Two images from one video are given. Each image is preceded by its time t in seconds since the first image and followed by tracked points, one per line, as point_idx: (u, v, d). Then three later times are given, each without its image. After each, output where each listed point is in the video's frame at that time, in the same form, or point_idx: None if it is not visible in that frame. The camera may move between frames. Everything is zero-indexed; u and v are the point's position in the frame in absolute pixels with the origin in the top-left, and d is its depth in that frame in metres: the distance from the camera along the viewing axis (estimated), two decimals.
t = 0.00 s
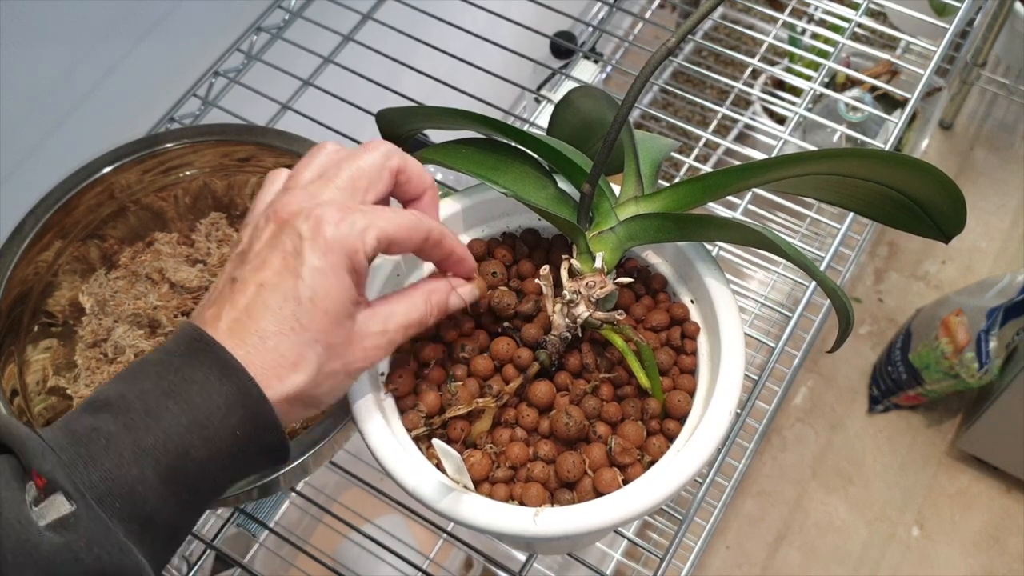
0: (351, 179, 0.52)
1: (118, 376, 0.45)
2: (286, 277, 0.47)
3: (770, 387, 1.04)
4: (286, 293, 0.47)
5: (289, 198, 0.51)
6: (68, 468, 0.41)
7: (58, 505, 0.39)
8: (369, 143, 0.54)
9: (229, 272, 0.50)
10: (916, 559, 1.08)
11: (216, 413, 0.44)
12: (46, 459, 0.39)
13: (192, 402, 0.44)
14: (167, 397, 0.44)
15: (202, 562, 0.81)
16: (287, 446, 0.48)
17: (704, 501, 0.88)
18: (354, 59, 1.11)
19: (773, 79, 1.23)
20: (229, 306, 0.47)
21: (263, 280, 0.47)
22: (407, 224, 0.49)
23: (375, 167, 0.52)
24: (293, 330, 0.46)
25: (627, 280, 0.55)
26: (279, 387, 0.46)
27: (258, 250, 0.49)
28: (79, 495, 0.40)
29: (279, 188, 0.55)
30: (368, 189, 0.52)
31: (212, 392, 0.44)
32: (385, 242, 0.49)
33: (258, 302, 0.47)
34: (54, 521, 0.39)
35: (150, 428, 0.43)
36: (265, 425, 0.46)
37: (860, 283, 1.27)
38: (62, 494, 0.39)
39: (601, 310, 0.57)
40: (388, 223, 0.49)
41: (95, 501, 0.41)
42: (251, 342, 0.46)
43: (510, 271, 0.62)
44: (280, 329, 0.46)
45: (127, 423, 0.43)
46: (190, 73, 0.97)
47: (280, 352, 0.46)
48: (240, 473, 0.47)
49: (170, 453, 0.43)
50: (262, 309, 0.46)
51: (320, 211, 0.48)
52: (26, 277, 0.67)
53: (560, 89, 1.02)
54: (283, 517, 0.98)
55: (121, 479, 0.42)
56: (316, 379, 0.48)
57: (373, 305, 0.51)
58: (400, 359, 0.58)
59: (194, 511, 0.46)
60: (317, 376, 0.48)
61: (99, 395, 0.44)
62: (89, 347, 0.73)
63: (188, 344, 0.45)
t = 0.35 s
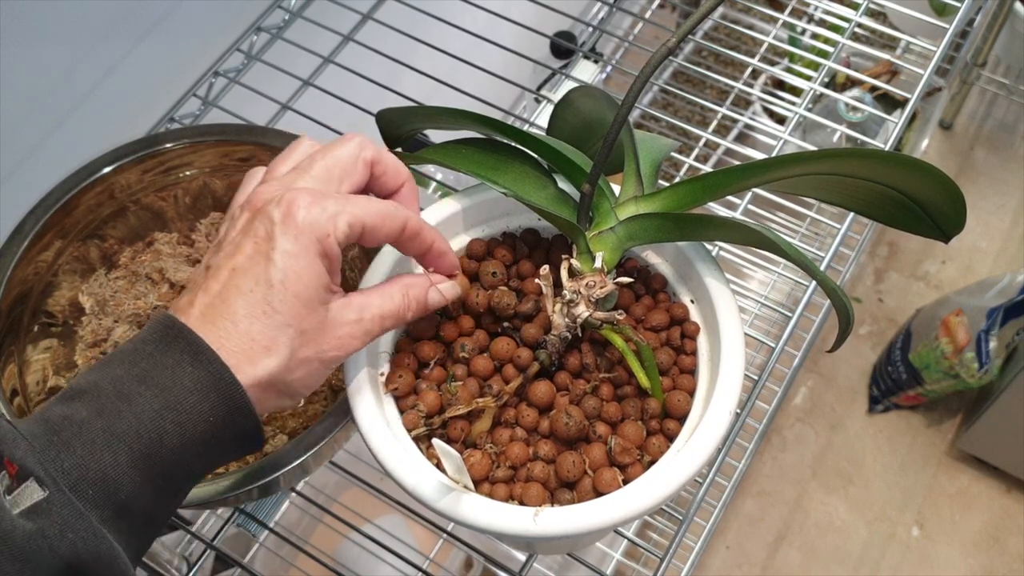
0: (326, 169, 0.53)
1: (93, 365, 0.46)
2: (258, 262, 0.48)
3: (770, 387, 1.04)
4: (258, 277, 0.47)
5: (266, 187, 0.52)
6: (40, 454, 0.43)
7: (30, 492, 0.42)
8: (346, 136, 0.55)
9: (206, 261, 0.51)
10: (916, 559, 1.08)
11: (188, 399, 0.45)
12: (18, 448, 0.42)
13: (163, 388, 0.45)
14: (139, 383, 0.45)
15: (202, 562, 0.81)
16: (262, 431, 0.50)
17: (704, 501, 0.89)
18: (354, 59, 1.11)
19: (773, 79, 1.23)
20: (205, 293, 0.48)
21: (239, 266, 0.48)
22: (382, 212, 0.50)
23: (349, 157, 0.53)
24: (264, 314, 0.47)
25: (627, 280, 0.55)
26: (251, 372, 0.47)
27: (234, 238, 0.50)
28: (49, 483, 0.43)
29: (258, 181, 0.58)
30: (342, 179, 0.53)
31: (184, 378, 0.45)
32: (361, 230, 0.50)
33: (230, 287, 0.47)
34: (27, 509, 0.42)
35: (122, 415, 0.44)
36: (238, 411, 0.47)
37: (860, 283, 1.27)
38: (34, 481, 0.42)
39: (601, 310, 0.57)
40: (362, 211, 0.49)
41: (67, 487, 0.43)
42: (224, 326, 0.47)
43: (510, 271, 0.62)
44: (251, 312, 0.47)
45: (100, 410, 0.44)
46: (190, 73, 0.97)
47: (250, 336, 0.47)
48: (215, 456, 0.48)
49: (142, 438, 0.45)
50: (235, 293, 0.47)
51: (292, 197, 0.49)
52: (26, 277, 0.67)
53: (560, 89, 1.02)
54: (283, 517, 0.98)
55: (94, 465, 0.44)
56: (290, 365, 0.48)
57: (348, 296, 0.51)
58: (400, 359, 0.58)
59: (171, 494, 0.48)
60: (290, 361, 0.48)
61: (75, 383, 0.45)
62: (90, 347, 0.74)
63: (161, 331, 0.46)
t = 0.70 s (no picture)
0: (367, 195, 0.52)
1: (124, 380, 0.46)
2: (296, 285, 0.47)
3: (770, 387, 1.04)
4: (295, 301, 0.47)
5: (305, 209, 0.52)
6: (70, 468, 0.43)
7: (59, 507, 0.43)
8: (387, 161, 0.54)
9: (244, 278, 0.51)
10: (916, 559, 1.08)
11: (218, 418, 0.45)
12: (49, 462, 0.42)
13: (193, 406, 0.45)
14: (170, 400, 0.45)
15: (202, 562, 0.81)
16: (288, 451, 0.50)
17: (704, 500, 0.88)
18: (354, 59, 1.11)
19: (773, 80, 1.23)
20: (240, 311, 0.48)
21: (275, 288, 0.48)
22: (419, 243, 0.50)
23: (391, 184, 0.53)
24: (298, 339, 0.47)
25: (626, 280, 0.55)
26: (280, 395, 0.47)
27: (273, 257, 0.50)
28: (79, 498, 0.42)
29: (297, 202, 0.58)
30: (382, 207, 0.53)
31: (215, 397, 0.46)
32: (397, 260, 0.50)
33: (267, 310, 0.47)
34: (55, 522, 0.42)
35: (152, 431, 0.44)
36: (266, 431, 0.47)
37: (860, 283, 1.27)
38: (64, 496, 0.42)
39: (601, 310, 0.57)
40: (400, 241, 0.49)
41: (96, 502, 0.43)
42: (257, 347, 0.47)
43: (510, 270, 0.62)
44: (286, 337, 0.47)
45: (130, 425, 0.44)
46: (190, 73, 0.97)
47: (282, 361, 0.47)
48: (241, 477, 0.48)
49: (171, 456, 0.45)
50: (270, 316, 0.47)
51: (334, 222, 0.49)
52: (26, 277, 0.67)
53: (560, 89, 1.02)
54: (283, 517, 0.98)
55: (123, 481, 0.43)
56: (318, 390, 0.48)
57: (380, 323, 0.51)
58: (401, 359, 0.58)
59: (197, 512, 0.47)
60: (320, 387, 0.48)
61: (105, 398, 0.45)
62: (90, 347, 0.73)
63: (192, 348, 0.47)
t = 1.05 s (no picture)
0: (367, 208, 0.52)
1: (110, 383, 0.46)
2: (290, 296, 0.47)
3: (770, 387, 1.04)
4: (288, 311, 0.47)
5: (304, 216, 0.51)
6: (53, 475, 0.43)
7: (41, 514, 0.43)
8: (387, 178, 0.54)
9: (235, 284, 0.50)
10: (916, 559, 1.08)
11: (203, 426, 0.45)
12: (33, 469, 0.43)
13: (178, 414, 0.45)
14: (155, 407, 0.45)
15: (202, 562, 0.81)
16: (274, 458, 0.49)
17: (704, 500, 0.88)
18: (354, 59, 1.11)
19: (773, 80, 1.23)
20: (232, 320, 0.47)
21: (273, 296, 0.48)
22: (419, 266, 0.50)
23: (391, 201, 0.53)
24: (290, 351, 0.47)
25: (626, 280, 0.55)
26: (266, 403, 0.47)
27: (269, 265, 0.50)
28: (61, 505, 0.43)
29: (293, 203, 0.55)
30: (379, 223, 0.52)
31: (200, 404, 0.45)
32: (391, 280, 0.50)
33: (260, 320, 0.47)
34: (37, 530, 0.42)
35: (137, 439, 0.44)
36: (251, 439, 0.47)
37: (860, 283, 1.27)
38: (46, 503, 0.43)
39: (601, 310, 0.57)
40: (395, 261, 0.49)
41: (78, 509, 0.43)
42: (248, 356, 0.46)
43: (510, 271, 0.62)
44: (277, 348, 0.47)
45: (115, 431, 0.44)
46: (190, 74, 0.97)
47: (272, 372, 0.47)
48: (227, 482, 0.48)
49: (155, 463, 0.44)
50: (263, 327, 0.47)
51: (333, 236, 0.49)
52: (26, 277, 0.67)
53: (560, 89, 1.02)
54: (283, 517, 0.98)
55: (106, 487, 0.44)
56: (304, 402, 0.48)
57: (372, 336, 0.52)
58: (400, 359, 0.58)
59: (182, 517, 0.47)
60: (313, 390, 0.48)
61: (91, 401, 0.45)
62: (90, 347, 0.73)
63: (179, 353, 0.46)
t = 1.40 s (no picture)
0: (395, 207, 0.53)
1: (122, 362, 0.45)
2: (309, 292, 0.48)
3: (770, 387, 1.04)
4: (306, 306, 0.48)
5: (334, 219, 0.52)
6: (67, 450, 0.42)
7: (55, 488, 0.41)
8: (415, 173, 0.55)
9: (261, 276, 0.51)
10: (916, 559, 1.08)
11: (216, 407, 0.45)
12: (46, 443, 0.41)
13: (191, 394, 0.44)
14: (168, 387, 0.44)
15: (202, 562, 0.81)
16: (284, 443, 0.49)
17: (705, 500, 0.88)
18: (354, 59, 1.11)
19: (773, 80, 1.23)
20: (248, 310, 0.48)
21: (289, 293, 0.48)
22: (445, 272, 0.51)
23: (418, 197, 0.54)
24: (301, 344, 0.47)
25: (626, 281, 0.55)
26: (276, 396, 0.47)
27: (296, 262, 0.50)
28: (75, 479, 0.41)
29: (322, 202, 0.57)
30: (409, 219, 0.54)
31: (213, 385, 0.45)
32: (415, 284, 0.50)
33: (276, 313, 0.48)
34: (51, 504, 0.41)
35: (149, 417, 0.44)
36: (264, 423, 0.46)
37: (860, 283, 1.27)
38: (60, 478, 0.41)
39: (601, 310, 0.57)
40: (419, 267, 0.50)
41: (90, 484, 0.42)
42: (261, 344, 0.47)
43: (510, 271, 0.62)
44: (289, 341, 0.47)
45: (127, 409, 0.43)
46: (190, 74, 0.97)
47: (282, 363, 0.47)
48: (236, 466, 0.48)
49: (167, 442, 0.44)
50: (279, 319, 0.47)
51: (360, 241, 0.50)
52: (26, 277, 0.67)
53: (560, 89, 1.02)
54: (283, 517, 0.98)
55: (118, 465, 0.43)
56: (311, 400, 0.48)
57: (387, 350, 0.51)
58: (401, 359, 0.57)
59: (189, 500, 0.46)
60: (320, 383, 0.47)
61: (102, 379, 0.44)
62: (90, 347, 0.73)
63: (193, 335, 0.46)
